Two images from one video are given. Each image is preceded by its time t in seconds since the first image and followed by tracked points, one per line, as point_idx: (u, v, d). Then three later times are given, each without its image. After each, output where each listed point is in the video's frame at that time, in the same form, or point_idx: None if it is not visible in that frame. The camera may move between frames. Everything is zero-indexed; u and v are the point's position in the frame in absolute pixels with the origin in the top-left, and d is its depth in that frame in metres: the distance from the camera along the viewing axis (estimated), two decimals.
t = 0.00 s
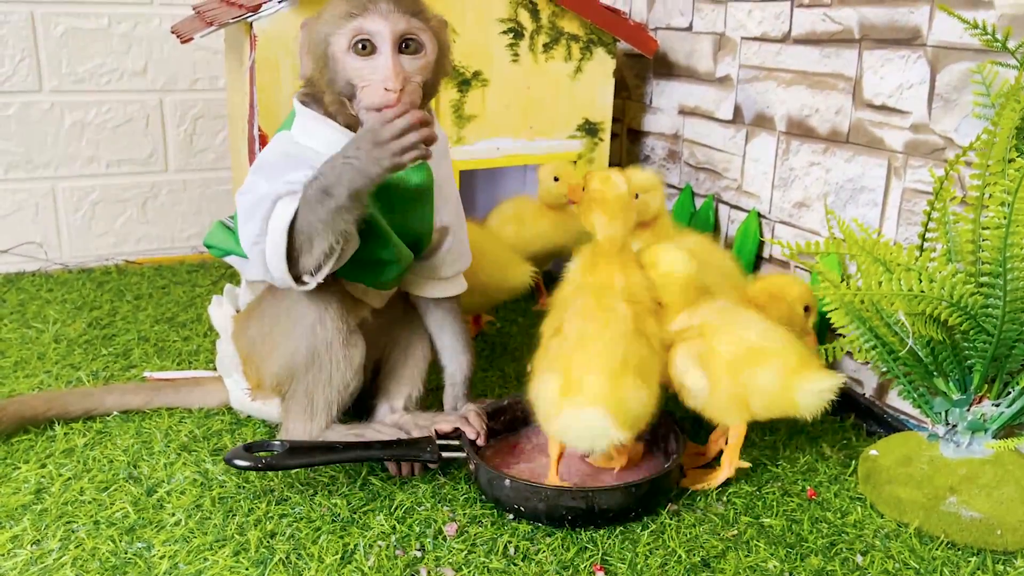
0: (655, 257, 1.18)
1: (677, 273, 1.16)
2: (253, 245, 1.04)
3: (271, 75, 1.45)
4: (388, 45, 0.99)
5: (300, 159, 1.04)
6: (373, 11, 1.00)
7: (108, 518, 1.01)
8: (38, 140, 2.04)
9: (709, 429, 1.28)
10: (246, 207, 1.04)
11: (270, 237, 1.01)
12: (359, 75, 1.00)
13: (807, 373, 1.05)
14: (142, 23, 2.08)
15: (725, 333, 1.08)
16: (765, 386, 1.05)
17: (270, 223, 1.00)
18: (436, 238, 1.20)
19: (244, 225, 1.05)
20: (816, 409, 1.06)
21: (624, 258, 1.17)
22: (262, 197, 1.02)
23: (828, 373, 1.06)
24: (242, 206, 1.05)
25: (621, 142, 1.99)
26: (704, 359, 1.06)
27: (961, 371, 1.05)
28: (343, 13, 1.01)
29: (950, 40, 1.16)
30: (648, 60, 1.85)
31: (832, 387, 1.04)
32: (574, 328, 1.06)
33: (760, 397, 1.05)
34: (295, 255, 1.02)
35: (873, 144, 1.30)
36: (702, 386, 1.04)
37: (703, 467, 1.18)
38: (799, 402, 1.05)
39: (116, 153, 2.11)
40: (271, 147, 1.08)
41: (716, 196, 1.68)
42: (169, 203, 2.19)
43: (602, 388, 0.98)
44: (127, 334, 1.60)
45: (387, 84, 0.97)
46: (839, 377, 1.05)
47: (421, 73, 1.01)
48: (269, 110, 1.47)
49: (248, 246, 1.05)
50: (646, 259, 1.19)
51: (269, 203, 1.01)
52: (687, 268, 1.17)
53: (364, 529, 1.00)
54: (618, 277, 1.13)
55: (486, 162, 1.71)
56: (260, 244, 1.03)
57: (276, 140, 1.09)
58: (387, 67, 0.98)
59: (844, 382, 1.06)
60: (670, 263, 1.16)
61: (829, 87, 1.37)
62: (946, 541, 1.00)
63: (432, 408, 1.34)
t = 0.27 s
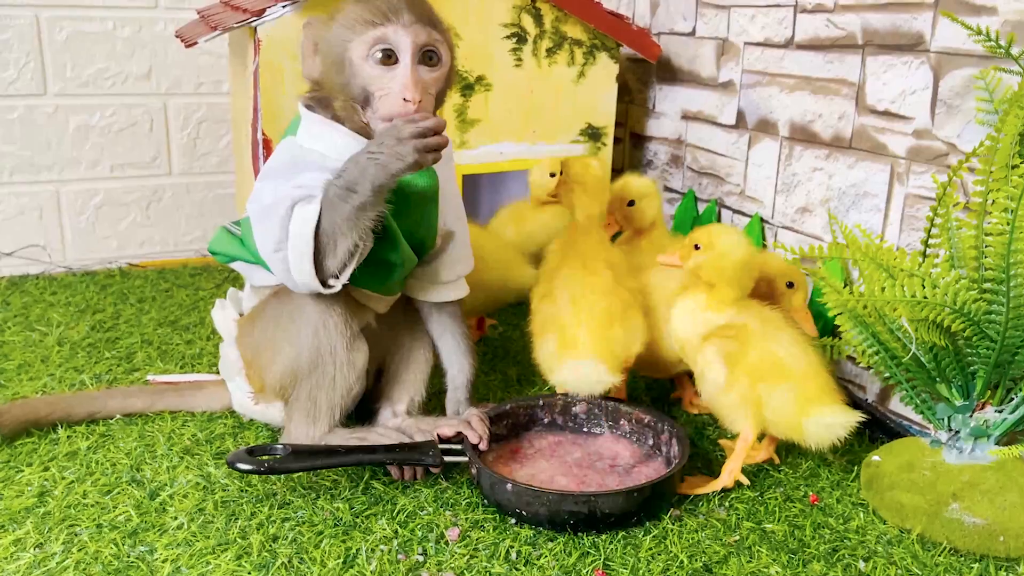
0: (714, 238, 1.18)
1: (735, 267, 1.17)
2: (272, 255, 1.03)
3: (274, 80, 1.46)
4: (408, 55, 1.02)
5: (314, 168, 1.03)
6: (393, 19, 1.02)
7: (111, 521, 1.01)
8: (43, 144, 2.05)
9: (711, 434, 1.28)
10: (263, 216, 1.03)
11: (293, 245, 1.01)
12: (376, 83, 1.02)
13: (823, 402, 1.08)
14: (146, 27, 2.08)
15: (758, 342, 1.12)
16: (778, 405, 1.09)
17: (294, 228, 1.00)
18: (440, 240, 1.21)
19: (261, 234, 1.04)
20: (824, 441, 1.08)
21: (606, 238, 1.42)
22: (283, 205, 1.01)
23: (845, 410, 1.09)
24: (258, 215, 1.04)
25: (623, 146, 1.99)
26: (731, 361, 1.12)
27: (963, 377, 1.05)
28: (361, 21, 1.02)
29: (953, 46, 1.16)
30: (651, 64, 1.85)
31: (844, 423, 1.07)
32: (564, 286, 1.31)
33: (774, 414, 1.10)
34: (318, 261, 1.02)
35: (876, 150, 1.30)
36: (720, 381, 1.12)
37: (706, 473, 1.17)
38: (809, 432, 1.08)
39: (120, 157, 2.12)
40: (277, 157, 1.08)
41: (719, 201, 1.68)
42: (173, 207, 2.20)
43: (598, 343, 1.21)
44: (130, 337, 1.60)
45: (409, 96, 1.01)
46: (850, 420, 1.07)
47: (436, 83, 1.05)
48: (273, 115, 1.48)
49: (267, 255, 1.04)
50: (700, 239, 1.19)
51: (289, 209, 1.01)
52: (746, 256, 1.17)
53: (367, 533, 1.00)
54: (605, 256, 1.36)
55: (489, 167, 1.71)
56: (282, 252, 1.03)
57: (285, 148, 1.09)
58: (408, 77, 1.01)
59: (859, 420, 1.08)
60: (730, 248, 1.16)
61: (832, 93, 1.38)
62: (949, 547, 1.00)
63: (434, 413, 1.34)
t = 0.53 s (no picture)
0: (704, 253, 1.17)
1: (731, 279, 1.16)
2: (295, 274, 1.06)
3: (279, 85, 1.46)
4: (437, 84, 0.99)
5: (331, 185, 1.05)
6: (424, 43, 0.98)
7: (114, 524, 1.01)
8: (48, 148, 2.06)
9: (713, 439, 1.29)
10: (285, 237, 1.06)
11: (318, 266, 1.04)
12: (400, 108, 1.00)
13: (825, 407, 1.08)
14: (152, 32, 2.09)
15: (758, 348, 1.13)
16: (780, 409, 1.09)
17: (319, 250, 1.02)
18: (449, 244, 1.23)
19: (283, 254, 1.06)
20: (829, 444, 1.08)
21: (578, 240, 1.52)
22: (304, 227, 1.03)
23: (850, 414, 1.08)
24: (279, 234, 1.06)
25: (626, 151, 2.00)
26: (733, 369, 1.12)
27: (966, 383, 1.05)
28: (387, 43, 0.98)
29: (956, 51, 1.16)
30: (654, 70, 1.86)
31: (848, 427, 1.06)
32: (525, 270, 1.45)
33: (777, 418, 1.10)
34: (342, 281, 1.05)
35: (879, 155, 1.30)
36: (723, 390, 1.11)
37: (707, 479, 1.17)
38: (815, 435, 1.08)
39: (125, 161, 2.13)
40: (291, 170, 1.09)
41: (721, 206, 1.68)
42: (177, 211, 2.21)
43: (557, 314, 1.37)
44: (134, 341, 1.61)
45: (434, 126, 0.98)
46: (856, 424, 1.06)
47: (460, 110, 1.03)
48: (277, 120, 1.48)
49: (289, 274, 1.07)
50: (691, 259, 1.18)
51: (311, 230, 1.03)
52: (737, 271, 1.17)
53: (368, 537, 1.00)
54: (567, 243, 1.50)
55: (492, 171, 1.72)
56: (305, 271, 1.05)
57: (297, 159, 1.10)
58: (433, 107, 0.99)
59: (863, 425, 1.07)
60: (722, 262, 1.16)
61: (835, 98, 1.38)
62: (951, 553, 1.00)
63: (436, 417, 1.35)
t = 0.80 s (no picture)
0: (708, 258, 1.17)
1: (737, 283, 1.16)
2: (309, 282, 1.06)
3: (282, 87, 1.46)
4: (446, 94, 0.98)
5: (348, 194, 1.05)
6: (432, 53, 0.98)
7: (116, 526, 1.02)
8: (52, 150, 2.06)
9: (716, 441, 1.28)
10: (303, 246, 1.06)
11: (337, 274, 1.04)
12: (407, 117, 1.00)
13: (834, 420, 1.08)
14: (156, 34, 2.10)
15: (768, 356, 1.12)
16: (790, 421, 1.09)
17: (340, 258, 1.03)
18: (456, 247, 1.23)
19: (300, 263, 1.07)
20: (836, 458, 1.09)
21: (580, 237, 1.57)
22: (323, 236, 1.03)
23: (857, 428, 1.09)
24: (296, 243, 1.07)
25: (630, 153, 2.00)
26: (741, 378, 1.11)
27: (969, 386, 1.05)
28: (398, 52, 0.99)
29: (960, 53, 1.16)
30: (658, 72, 1.86)
31: (855, 441, 1.07)
32: (531, 257, 1.51)
33: (786, 429, 1.09)
34: (360, 291, 1.05)
35: (882, 157, 1.30)
36: (732, 399, 1.10)
37: (710, 483, 1.17)
38: (822, 448, 1.08)
39: (129, 163, 2.13)
40: (304, 174, 1.08)
41: (725, 208, 1.68)
42: (181, 213, 2.21)
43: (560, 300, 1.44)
44: (137, 342, 1.61)
45: (442, 137, 0.98)
46: (863, 438, 1.08)
47: (472, 121, 1.02)
48: (280, 122, 1.48)
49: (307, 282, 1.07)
50: (698, 265, 1.17)
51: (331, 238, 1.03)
52: (744, 277, 1.17)
53: (370, 540, 1.00)
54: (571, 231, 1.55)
55: (495, 174, 1.72)
56: (321, 280, 1.06)
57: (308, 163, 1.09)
58: (440, 116, 0.99)
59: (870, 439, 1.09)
60: (729, 268, 1.16)
61: (838, 100, 1.37)
62: (954, 557, 1.00)
63: (439, 419, 1.35)
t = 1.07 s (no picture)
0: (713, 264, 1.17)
1: (743, 290, 1.15)
2: (314, 293, 1.06)
3: (287, 89, 1.46)
4: (460, 106, 1.02)
5: (353, 201, 1.05)
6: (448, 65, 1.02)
7: (121, 528, 1.02)
8: (59, 153, 2.07)
9: (722, 444, 1.28)
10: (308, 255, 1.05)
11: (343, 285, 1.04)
12: (421, 129, 1.03)
13: (840, 422, 1.08)
14: (162, 37, 2.11)
15: (773, 362, 1.12)
16: (796, 426, 1.08)
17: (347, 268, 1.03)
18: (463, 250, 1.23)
19: (304, 273, 1.06)
20: (843, 459, 1.08)
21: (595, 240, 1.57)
22: (328, 247, 1.03)
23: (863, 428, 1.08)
24: (302, 252, 1.07)
25: (635, 155, 1.99)
26: (746, 385, 1.10)
27: (976, 388, 1.04)
28: (410, 63, 1.02)
29: (967, 55, 1.16)
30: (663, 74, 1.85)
31: (861, 441, 1.06)
32: (542, 262, 1.51)
33: (790, 433, 1.09)
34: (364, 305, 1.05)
35: (889, 159, 1.30)
36: (736, 405, 1.09)
37: (715, 486, 1.16)
38: (828, 451, 1.08)
39: (135, 166, 2.14)
40: (308, 181, 1.09)
41: (731, 210, 1.68)
42: (187, 215, 2.21)
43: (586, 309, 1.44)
44: (143, 344, 1.61)
45: (455, 147, 1.01)
46: (870, 438, 1.07)
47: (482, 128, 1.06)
48: (285, 124, 1.48)
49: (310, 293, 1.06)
50: (703, 272, 1.17)
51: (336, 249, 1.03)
52: (750, 283, 1.16)
53: (375, 542, 1.00)
54: (582, 234, 1.55)
55: (500, 176, 1.72)
56: (325, 292, 1.05)
57: (312, 170, 1.10)
58: (456, 127, 1.02)
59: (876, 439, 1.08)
60: (735, 274, 1.15)
61: (845, 102, 1.37)
62: (961, 561, 0.99)
63: (444, 421, 1.35)
